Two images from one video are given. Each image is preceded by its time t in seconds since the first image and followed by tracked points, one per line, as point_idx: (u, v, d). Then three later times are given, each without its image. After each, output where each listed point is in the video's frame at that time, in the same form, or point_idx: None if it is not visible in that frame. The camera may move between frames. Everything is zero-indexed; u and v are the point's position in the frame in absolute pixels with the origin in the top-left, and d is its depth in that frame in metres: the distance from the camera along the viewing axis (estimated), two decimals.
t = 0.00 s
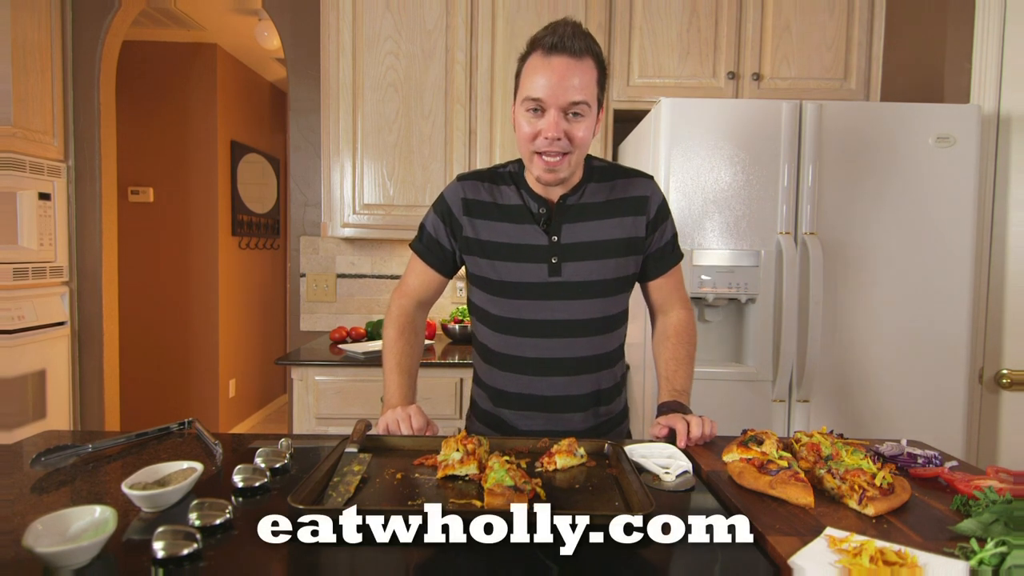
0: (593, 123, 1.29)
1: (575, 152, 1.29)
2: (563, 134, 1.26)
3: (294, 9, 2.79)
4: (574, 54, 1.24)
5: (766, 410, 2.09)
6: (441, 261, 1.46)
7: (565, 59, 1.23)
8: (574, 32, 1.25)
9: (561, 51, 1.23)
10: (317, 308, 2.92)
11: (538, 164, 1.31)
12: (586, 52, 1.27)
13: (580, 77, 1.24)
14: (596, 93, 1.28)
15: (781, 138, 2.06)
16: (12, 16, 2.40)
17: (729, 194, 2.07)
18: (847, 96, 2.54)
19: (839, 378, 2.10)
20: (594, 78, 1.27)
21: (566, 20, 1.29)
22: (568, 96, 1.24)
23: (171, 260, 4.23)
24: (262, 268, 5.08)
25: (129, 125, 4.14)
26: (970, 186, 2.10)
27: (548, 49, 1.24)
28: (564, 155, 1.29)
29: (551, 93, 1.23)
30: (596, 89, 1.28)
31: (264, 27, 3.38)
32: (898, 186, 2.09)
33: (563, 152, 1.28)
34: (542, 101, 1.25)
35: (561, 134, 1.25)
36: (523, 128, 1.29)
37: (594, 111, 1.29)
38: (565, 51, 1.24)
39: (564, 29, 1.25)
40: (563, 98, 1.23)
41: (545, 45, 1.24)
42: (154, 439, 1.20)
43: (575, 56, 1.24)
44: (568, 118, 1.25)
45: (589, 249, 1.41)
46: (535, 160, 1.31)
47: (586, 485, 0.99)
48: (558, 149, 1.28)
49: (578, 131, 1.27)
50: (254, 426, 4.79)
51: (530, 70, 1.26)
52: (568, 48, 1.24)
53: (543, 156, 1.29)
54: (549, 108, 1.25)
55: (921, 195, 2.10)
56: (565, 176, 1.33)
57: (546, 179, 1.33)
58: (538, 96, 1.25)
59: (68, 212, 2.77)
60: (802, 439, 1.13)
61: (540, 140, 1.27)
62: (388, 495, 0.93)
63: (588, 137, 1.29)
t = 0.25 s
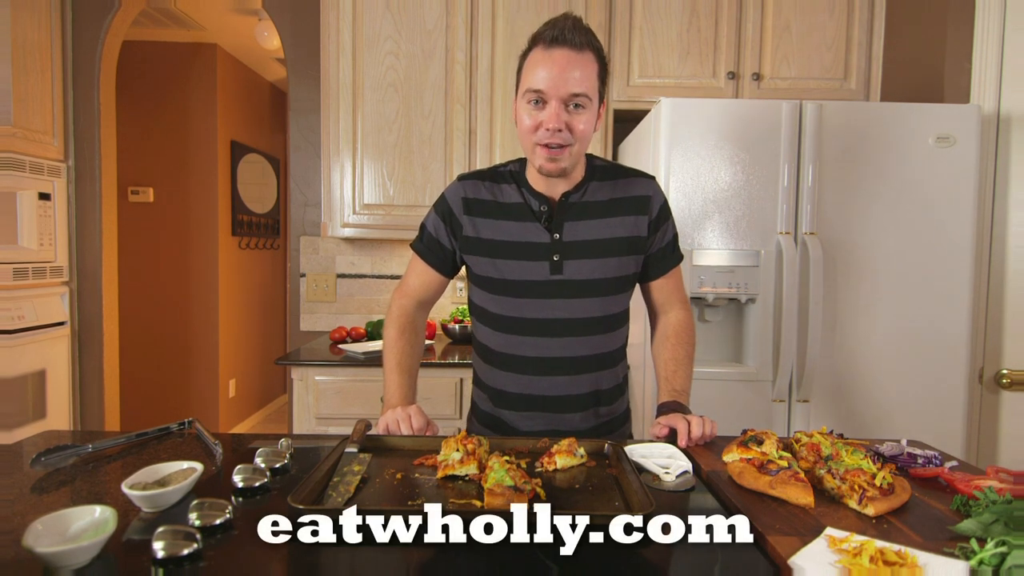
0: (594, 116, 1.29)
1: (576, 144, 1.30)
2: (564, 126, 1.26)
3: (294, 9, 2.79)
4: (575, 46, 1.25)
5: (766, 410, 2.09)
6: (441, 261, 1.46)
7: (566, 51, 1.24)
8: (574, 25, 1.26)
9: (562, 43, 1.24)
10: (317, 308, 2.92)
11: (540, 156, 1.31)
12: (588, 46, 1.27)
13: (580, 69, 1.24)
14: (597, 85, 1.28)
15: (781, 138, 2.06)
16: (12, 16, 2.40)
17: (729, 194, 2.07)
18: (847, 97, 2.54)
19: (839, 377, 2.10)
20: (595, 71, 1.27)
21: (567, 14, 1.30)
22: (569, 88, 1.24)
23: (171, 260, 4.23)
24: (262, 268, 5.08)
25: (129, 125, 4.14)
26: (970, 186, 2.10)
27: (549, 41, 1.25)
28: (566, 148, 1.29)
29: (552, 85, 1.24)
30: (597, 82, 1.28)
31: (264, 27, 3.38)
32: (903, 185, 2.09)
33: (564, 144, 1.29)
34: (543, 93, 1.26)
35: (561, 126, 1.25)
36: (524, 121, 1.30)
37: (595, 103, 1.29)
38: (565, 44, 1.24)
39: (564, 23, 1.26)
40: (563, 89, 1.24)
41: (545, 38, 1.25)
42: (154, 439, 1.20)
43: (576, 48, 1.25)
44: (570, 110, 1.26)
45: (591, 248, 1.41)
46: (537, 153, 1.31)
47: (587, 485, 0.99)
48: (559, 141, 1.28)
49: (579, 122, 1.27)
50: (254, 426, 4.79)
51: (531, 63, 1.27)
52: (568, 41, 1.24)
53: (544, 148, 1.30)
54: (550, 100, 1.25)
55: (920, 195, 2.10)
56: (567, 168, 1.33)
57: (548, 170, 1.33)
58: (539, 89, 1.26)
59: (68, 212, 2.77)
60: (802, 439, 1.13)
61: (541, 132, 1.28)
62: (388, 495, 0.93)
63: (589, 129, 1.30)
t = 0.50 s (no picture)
0: (598, 115, 1.30)
1: (580, 143, 1.30)
2: (569, 124, 1.27)
3: (294, 9, 2.79)
4: (579, 45, 1.26)
5: (766, 410, 2.09)
6: (441, 261, 1.46)
7: (570, 49, 1.25)
8: (579, 24, 1.26)
9: (566, 41, 1.25)
10: (318, 308, 2.92)
11: (545, 154, 1.31)
12: (591, 45, 1.28)
13: (585, 68, 1.25)
14: (601, 84, 1.29)
15: (781, 138, 2.06)
16: (12, 16, 2.40)
17: (729, 194, 2.07)
18: (847, 97, 2.54)
19: (839, 377, 2.10)
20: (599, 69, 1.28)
21: (571, 13, 1.31)
22: (574, 86, 1.25)
23: (171, 260, 4.23)
24: (262, 268, 5.08)
25: (129, 125, 4.14)
26: (970, 186, 2.10)
27: (553, 40, 1.26)
28: (570, 146, 1.30)
29: (557, 83, 1.24)
30: (601, 81, 1.29)
31: (264, 27, 3.39)
32: (903, 185, 2.09)
33: (569, 143, 1.29)
34: (548, 91, 1.26)
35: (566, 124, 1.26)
36: (528, 119, 1.31)
37: (600, 102, 1.30)
38: (570, 42, 1.25)
39: (569, 22, 1.26)
40: (568, 88, 1.25)
41: (550, 37, 1.26)
42: (154, 439, 1.21)
43: (580, 47, 1.25)
44: (574, 108, 1.26)
45: (592, 247, 1.41)
46: (541, 152, 1.32)
47: (587, 485, 0.99)
48: (564, 139, 1.28)
49: (584, 121, 1.27)
50: (254, 426, 4.79)
51: (536, 61, 1.27)
52: (573, 39, 1.25)
53: (549, 147, 1.30)
54: (555, 98, 1.26)
55: (921, 195, 2.10)
56: (571, 166, 1.33)
57: (553, 168, 1.33)
58: (543, 87, 1.26)
59: (68, 212, 2.77)
60: (802, 439, 1.13)
61: (545, 131, 1.28)
62: (388, 495, 0.93)
63: (594, 128, 1.30)
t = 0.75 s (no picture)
0: (599, 108, 1.30)
1: (581, 135, 1.30)
2: (569, 115, 1.27)
3: (294, 9, 2.79)
4: (579, 37, 1.26)
5: (766, 410, 2.09)
6: (439, 260, 1.46)
7: (570, 41, 1.26)
8: (579, 18, 1.27)
9: (567, 34, 1.26)
10: (318, 308, 2.92)
11: (543, 146, 1.31)
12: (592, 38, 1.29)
13: (584, 60, 1.26)
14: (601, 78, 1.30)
15: (781, 137, 2.06)
16: (12, 16, 2.40)
17: (729, 193, 2.07)
18: (847, 97, 2.54)
19: (838, 377, 2.10)
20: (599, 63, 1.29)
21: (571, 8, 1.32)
22: (574, 77, 1.25)
23: (171, 260, 4.23)
24: (262, 267, 5.08)
25: (129, 125, 4.14)
26: (970, 186, 2.10)
27: (554, 32, 1.27)
28: (570, 138, 1.29)
29: (558, 73, 1.25)
30: (601, 74, 1.30)
31: (264, 27, 3.39)
32: (903, 185, 2.09)
33: (569, 134, 1.29)
34: (548, 82, 1.27)
35: (567, 114, 1.26)
36: (528, 112, 1.31)
37: (600, 95, 1.30)
38: (570, 34, 1.26)
39: (569, 15, 1.27)
40: (568, 78, 1.25)
41: (550, 30, 1.27)
42: (154, 439, 1.20)
43: (581, 39, 1.26)
44: (575, 100, 1.27)
45: (592, 246, 1.41)
46: (540, 143, 1.31)
47: (586, 485, 0.99)
48: (564, 131, 1.28)
49: (584, 113, 1.28)
50: (254, 426, 4.79)
51: (536, 54, 1.28)
52: (573, 32, 1.26)
53: (549, 139, 1.30)
54: (555, 89, 1.26)
55: (921, 196, 2.10)
56: (571, 160, 1.33)
57: (552, 160, 1.32)
58: (544, 78, 1.27)
59: (68, 212, 2.77)
60: (802, 439, 1.13)
61: (545, 122, 1.28)
62: (388, 495, 0.93)
63: (594, 121, 1.30)
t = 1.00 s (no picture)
0: (595, 118, 1.29)
1: (578, 147, 1.30)
2: (565, 130, 1.26)
3: (294, 9, 2.79)
4: (575, 47, 1.25)
5: (766, 410, 2.09)
6: (436, 259, 1.46)
7: (565, 53, 1.24)
8: (574, 25, 1.25)
9: (561, 45, 1.23)
10: (318, 308, 2.92)
11: (542, 160, 1.31)
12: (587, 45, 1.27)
13: (580, 71, 1.24)
14: (598, 86, 1.28)
15: (781, 137, 2.06)
16: (12, 16, 2.40)
17: (728, 194, 2.07)
18: (847, 97, 2.54)
19: (839, 377, 2.10)
20: (596, 70, 1.27)
21: (566, 11, 1.29)
22: (571, 90, 1.24)
23: (171, 260, 4.23)
24: (262, 268, 5.08)
25: (129, 125, 4.14)
26: (971, 186, 2.10)
27: (548, 43, 1.24)
28: (568, 150, 1.29)
29: (553, 88, 1.24)
30: (597, 83, 1.28)
31: (264, 27, 3.39)
32: (903, 185, 2.09)
33: (566, 147, 1.29)
34: (544, 97, 1.25)
35: (564, 129, 1.25)
36: (525, 123, 1.30)
37: (597, 105, 1.29)
38: (565, 44, 1.24)
39: (564, 22, 1.25)
40: (565, 92, 1.24)
41: (544, 39, 1.24)
42: (155, 439, 1.21)
43: (576, 49, 1.25)
44: (571, 113, 1.26)
45: (588, 246, 1.40)
46: (539, 156, 1.32)
47: (586, 485, 0.99)
48: (561, 145, 1.28)
49: (581, 126, 1.27)
50: (254, 426, 4.79)
51: (531, 63, 1.26)
52: (568, 42, 1.24)
53: (546, 152, 1.30)
54: (551, 104, 1.25)
55: (921, 196, 2.10)
56: (569, 171, 1.34)
57: (550, 173, 1.33)
58: (539, 91, 1.26)
59: (68, 212, 2.77)
60: (802, 439, 1.13)
61: (542, 136, 1.28)
62: (388, 495, 0.93)
63: (590, 132, 1.30)
